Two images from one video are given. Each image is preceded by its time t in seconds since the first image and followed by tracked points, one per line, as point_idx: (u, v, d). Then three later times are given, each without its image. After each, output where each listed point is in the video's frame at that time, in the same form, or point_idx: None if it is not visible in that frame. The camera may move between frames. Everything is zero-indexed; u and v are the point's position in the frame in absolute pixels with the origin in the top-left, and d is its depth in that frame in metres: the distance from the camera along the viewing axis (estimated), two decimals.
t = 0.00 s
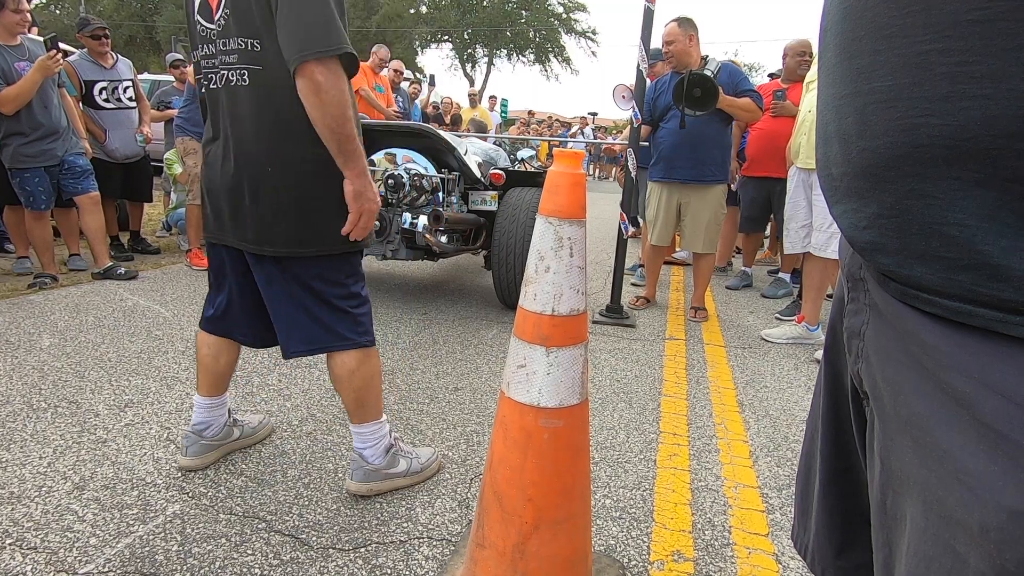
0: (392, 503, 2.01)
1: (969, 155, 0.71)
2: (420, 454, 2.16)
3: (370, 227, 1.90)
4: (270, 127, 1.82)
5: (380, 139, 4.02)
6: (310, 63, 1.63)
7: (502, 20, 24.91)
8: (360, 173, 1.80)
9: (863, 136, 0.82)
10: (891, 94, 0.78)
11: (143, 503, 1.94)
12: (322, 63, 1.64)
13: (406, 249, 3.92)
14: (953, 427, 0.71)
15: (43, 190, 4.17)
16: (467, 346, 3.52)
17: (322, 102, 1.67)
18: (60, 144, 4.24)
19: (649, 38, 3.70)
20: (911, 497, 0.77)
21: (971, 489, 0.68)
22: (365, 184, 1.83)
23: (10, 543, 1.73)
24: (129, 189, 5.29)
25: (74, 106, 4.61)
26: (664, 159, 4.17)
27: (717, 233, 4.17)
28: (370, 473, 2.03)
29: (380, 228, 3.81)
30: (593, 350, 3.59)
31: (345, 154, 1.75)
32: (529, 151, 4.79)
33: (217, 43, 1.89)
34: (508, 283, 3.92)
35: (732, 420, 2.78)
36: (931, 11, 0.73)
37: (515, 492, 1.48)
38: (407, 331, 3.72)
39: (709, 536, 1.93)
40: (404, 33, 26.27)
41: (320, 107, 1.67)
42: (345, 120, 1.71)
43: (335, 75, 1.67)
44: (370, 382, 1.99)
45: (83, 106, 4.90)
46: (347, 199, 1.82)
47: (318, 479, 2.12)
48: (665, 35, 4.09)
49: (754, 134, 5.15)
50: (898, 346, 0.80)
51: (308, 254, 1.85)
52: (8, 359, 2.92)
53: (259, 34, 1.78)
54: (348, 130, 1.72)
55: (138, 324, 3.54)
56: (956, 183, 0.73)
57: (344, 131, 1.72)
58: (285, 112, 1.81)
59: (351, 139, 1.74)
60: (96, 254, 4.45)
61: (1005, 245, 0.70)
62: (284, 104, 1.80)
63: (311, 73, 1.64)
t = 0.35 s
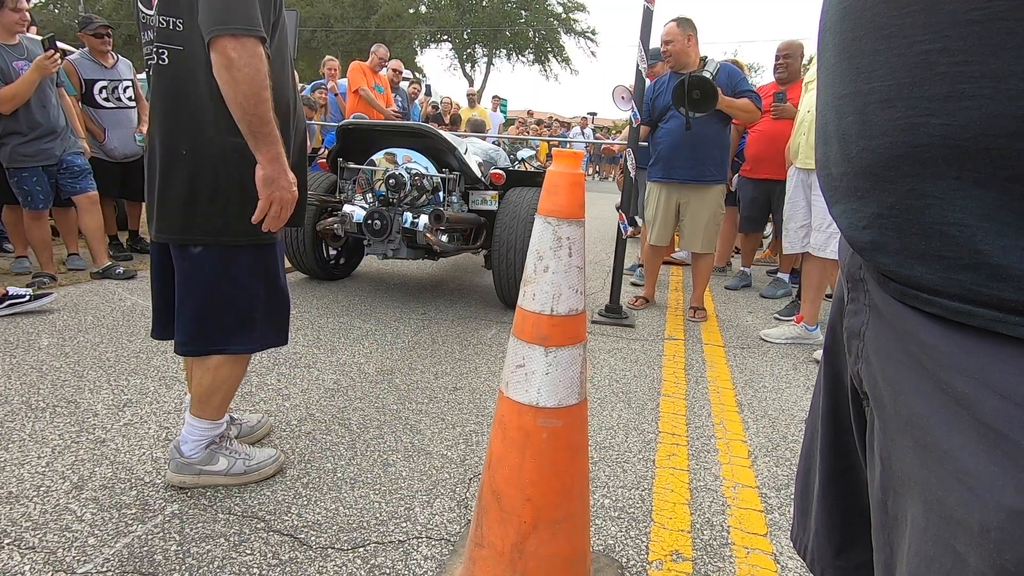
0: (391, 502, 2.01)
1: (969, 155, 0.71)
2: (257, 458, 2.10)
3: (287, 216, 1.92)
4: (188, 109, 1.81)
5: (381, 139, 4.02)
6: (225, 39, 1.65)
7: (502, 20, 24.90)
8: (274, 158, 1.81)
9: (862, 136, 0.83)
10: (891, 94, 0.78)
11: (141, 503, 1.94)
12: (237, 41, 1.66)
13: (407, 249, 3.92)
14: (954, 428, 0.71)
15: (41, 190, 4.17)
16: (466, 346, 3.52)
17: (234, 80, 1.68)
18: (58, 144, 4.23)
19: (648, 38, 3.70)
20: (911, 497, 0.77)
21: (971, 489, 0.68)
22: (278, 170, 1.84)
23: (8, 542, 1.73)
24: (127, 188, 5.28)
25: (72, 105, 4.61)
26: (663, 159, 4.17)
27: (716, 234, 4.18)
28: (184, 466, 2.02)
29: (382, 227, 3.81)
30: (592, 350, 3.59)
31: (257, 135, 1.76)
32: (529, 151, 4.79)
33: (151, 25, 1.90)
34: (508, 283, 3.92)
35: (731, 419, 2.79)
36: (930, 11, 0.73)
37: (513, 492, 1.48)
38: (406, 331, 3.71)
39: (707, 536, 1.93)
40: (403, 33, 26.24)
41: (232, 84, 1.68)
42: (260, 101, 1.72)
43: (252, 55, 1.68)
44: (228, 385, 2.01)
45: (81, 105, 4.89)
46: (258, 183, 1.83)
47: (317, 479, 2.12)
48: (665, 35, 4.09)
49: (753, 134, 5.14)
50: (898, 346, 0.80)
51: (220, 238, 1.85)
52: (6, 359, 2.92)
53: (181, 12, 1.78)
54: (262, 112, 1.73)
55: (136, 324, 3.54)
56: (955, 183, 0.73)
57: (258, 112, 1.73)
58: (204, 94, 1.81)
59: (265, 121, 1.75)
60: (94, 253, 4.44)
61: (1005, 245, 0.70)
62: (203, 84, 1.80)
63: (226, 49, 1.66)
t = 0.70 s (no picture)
0: (390, 501, 2.00)
1: (970, 149, 0.71)
2: (255, 458, 2.10)
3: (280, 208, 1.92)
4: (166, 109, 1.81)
5: (382, 138, 4.02)
6: (193, 40, 1.64)
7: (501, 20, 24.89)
8: (257, 151, 1.80)
9: (863, 131, 0.82)
10: (891, 88, 0.78)
11: (139, 502, 1.94)
12: (203, 40, 1.65)
13: (408, 247, 3.91)
14: (954, 426, 0.71)
15: (40, 189, 4.16)
16: (465, 345, 3.51)
17: (205, 79, 1.67)
18: (56, 143, 4.23)
19: (648, 37, 3.69)
20: (911, 496, 0.77)
21: (971, 488, 0.68)
22: (263, 163, 1.82)
23: (6, 541, 1.72)
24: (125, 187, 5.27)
25: (70, 104, 4.61)
26: (663, 158, 4.16)
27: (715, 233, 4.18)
28: (181, 467, 2.02)
29: (383, 226, 3.81)
30: (591, 349, 3.59)
31: (237, 131, 1.74)
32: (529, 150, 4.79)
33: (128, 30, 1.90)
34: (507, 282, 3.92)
35: (730, 419, 2.78)
36: (930, 4, 0.73)
37: (512, 491, 1.48)
38: (405, 330, 3.71)
39: (706, 536, 1.92)
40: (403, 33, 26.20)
41: (205, 84, 1.67)
42: (235, 97, 1.71)
43: (220, 52, 1.67)
44: (225, 379, 2.03)
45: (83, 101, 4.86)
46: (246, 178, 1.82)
47: (315, 478, 2.11)
48: (665, 34, 4.09)
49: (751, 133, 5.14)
50: (898, 345, 0.80)
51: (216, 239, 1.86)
52: (4, 358, 2.91)
53: (147, 20, 1.78)
54: (238, 107, 1.71)
55: (135, 323, 3.53)
56: (957, 177, 0.73)
57: (234, 108, 1.71)
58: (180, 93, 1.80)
59: (243, 116, 1.73)
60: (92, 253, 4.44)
61: (1006, 239, 0.69)
62: (178, 88, 1.79)
63: (194, 50, 1.65)
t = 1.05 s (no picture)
0: (389, 501, 2.00)
1: (969, 147, 0.71)
2: (246, 456, 2.07)
3: (219, 206, 1.96)
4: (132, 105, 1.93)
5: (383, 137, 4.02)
6: (137, 46, 1.75)
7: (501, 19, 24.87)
8: (196, 151, 1.88)
9: (861, 128, 0.82)
10: (890, 86, 0.78)
11: (138, 501, 1.94)
12: (146, 46, 1.75)
13: (410, 245, 3.92)
14: (953, 424, 0.71)
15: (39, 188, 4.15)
16: (464, 345, 3.51)
17: (147, 82, 1.77)
18: (55, 141, 4.23)
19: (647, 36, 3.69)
20: (909, 493, 0.77)
21: (970, 485, 0.68)
22: (202, 163, 1.90)
23: (5, 540, 1.72)
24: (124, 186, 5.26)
25: (69, 103, 4.61)
26: (663, 158, 4.16)
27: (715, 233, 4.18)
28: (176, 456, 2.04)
29: (385, 224, 3.80)
30: (591, 349, 3.58)
31: (176, 131, 1.84)
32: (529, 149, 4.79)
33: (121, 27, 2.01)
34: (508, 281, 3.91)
35: (729, 418, 2.79)
36: (928, 2, 0.73)
37: (511, 490, 1.48)
38: (405, 330, 3.70)
39: (706, 535, 1.92)
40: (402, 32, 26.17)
41: (146, 87, 1.78)
42: (175, 100, 1.81)
43: (163, 57, 1.76)
44: (207, 361, 2.06)
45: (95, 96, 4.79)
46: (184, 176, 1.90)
47: (315, 477, 2.11)
48: (665, 33, 4.09)
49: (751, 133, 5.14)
50: (896, 342, 0.80)
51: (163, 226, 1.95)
52: (3, 357, 2.91)
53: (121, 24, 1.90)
54: (177, 109, 1.81)
55: (134, 322, 3.53)
56: (956, 175, 0.72)
57: (173, 109, 1.81)
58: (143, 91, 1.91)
59: (181, 117, 1.83)
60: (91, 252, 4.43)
61: (1007, 237, 0.69)
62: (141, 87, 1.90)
63: (139, 56, 1.76)
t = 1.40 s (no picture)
0: (388, 500, 2.00)
1: (970, 149, 0.71)
2: (229, 455, 2.09)
3: (222, 193, 1.96)
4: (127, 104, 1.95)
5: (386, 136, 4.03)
6: (119, 43, 1.76)
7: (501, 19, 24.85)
8: (190, 141, 1.88)
9: (862, 130, 0.82)
10: (892, 88, 0.78)
11: (138, 500, 1.94)
12: (127, 41, 1.75)
13: (412, 244, 3.92)
14: (953, 423, 0.71)
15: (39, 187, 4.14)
16: (464, 344, 3.51)
17: (133, 77, 1.78)
18: (55, 140, 4.23)
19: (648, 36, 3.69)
20: (908, 492, 0.77)
21: (970, 485, 0.68)
22: (197, 153, 1.90)
23: (4, 539, 1.72)
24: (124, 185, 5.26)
25: (67, 101, 4.60)
26: (662, 158, 4.15)
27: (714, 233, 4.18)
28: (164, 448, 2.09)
29: (388, 223, 3.79)
30: (590, 348, 3.58)
31: (168, 123, 1.84)
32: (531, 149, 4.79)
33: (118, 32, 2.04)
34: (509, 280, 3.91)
35: (729, 418, 2.79)
36: (931, 4, 0.73)
37: (511, 489, 1.48)
38: (404, 329, 3.70)
39: (705, 535, 1.92)
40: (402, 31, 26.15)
41: (133, 82, 1.78)
42: (161, 92, 1.81)
43: (144, 51, 1.77)
44: (187, 359, 2.06)
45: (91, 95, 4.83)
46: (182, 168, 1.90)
47: (314, 477, 2.11)
48: (665, 33, 4.08)
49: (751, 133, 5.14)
50: (896, 342, 0.80)
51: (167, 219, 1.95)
52: (2, 356, 2.90)
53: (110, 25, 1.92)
54: (164, 101, 1.81)
55: (133, 321, 3.53)
56: (957, 177, 0.73)
57: (160, 102, 1.81)
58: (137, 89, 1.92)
59: (171, 109, 1.83)
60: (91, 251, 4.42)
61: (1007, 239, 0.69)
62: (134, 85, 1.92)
63: (122, 53, 1.77)
